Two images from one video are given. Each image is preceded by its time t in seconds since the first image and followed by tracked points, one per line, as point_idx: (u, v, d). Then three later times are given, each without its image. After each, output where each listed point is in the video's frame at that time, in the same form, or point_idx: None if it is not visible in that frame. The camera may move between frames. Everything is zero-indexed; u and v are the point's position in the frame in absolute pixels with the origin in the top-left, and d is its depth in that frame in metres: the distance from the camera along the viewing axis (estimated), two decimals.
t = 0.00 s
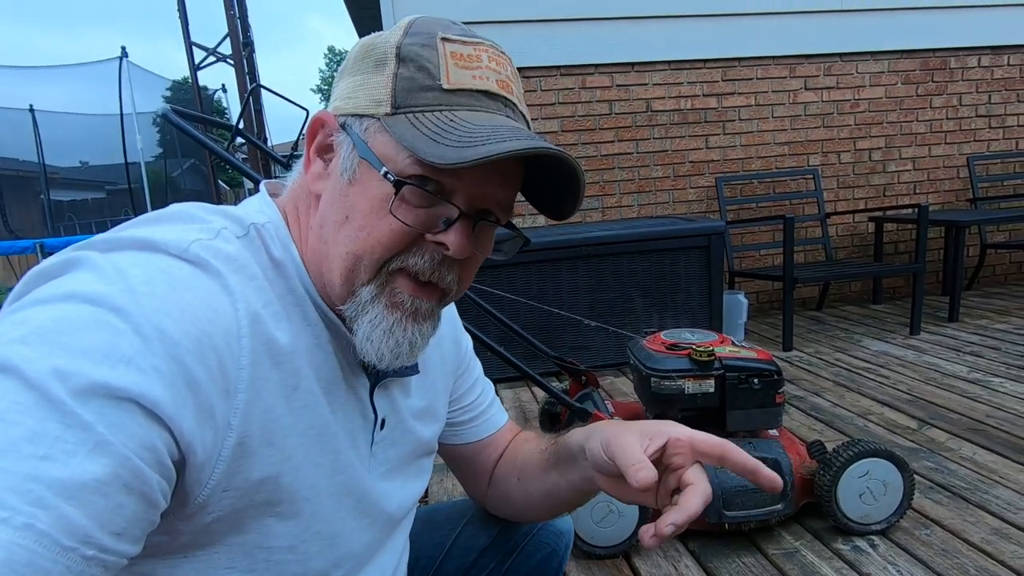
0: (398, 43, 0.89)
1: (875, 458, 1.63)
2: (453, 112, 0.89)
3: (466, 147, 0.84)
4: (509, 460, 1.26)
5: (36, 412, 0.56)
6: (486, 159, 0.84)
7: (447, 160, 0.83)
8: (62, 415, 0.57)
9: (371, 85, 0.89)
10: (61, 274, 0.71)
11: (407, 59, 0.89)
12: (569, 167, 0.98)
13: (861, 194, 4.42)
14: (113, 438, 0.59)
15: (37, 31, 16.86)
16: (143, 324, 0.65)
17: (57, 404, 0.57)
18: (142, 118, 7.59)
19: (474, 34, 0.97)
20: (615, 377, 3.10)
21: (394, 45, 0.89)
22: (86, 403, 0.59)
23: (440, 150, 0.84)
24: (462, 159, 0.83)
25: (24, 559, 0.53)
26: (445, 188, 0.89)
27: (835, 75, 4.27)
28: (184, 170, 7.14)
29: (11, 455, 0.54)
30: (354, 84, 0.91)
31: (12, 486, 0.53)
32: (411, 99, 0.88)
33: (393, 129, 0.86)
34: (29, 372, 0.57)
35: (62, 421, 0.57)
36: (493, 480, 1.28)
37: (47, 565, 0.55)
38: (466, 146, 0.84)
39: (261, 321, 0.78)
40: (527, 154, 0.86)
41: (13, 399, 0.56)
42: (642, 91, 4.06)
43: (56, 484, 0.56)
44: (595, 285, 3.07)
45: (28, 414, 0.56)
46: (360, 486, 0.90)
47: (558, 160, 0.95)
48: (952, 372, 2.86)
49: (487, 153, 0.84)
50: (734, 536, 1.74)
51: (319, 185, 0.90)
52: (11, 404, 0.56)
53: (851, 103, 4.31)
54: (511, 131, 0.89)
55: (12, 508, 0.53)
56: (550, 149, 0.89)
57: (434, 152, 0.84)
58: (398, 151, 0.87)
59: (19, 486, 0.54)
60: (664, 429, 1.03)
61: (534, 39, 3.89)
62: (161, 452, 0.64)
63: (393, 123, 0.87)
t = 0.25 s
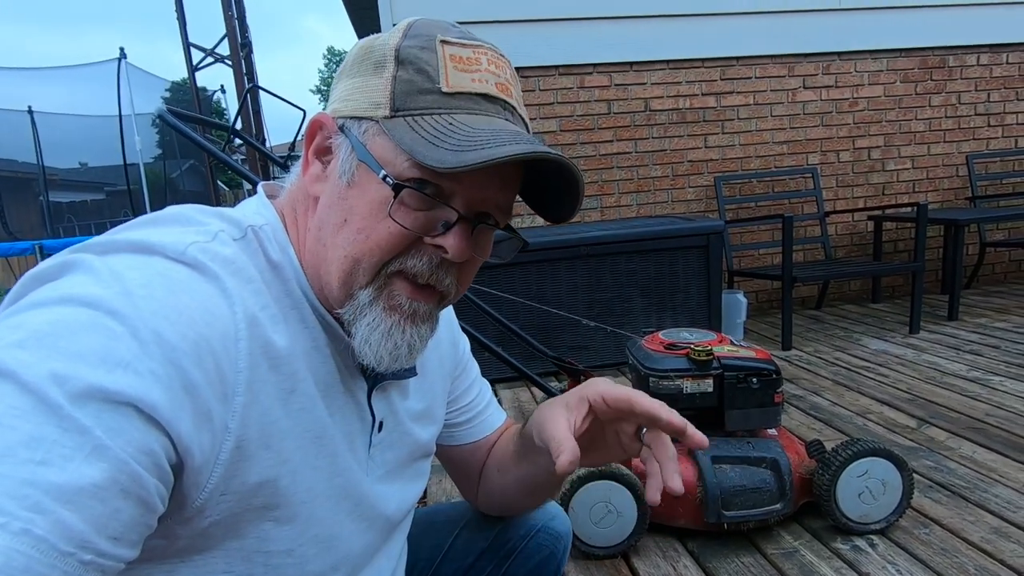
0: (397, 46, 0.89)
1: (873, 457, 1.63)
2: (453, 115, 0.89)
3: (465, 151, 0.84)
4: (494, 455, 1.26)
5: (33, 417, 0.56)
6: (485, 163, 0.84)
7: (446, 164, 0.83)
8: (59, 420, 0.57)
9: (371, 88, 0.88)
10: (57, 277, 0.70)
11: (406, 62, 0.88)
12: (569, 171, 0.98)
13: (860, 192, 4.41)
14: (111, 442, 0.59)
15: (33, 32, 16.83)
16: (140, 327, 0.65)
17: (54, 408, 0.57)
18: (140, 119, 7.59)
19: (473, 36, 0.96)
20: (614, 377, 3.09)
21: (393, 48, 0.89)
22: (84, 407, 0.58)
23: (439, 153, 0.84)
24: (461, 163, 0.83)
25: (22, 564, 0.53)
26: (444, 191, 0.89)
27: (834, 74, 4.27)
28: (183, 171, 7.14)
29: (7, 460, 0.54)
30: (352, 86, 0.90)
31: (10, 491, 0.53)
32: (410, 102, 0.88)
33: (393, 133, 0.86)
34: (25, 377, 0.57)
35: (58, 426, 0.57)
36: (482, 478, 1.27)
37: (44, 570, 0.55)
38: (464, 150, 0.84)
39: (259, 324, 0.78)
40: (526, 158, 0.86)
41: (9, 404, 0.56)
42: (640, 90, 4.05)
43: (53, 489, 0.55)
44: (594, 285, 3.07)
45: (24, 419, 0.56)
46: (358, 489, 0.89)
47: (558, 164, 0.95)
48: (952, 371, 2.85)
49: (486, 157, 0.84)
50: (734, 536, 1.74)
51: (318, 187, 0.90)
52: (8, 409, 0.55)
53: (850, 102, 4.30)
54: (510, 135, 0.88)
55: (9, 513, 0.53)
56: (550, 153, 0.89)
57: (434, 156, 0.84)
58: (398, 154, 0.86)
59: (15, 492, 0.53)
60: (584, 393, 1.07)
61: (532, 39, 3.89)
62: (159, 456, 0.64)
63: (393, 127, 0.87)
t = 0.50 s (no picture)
0: (391, 44, 0.89)
1: (872, 457, 1.62)
2: (447, 112, 0.88)
3: (459, 147, 0.84)
4: (493, 456, 1.25)
5: (28, 413, 0.56)
6: (479, 159, 0.83)
7: (439, 159, 0.83)
8: (55, 417, 0.57)
9: (365, 86, 0.88)
10: (52, 274, 0.70)
11: (400, 60, 0.88)
12: (564, 168, 0.97)
13: (859, 192, 4.41)
14: (106, 438, 0.59)
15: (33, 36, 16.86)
16: (136, 324, 0.64)
17: (50, 404, 0.57)
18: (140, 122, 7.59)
19: (467, 35, 0.96)
20: (613, 377, 3.09)
21: (386, 46, 0.89)
22: (80, 404, 0.58)
23: (432, 149, 0.83)
24: (454, 159, 0.83)
25: (16, 561, 0.53)
26: (439, 187, 0.88)
27: (832, 74, 4.26)
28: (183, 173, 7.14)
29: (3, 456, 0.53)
30: (347, 84, 0.90)
31: (5, 488, 0.53)
32: (404, 99, 0.87)
33: (387, 130, 0.86)
34: (21, 373, 0.57)
35: (54, 422, 0.56)
36: (481, 480, 1.27)
37: (38, 566, 0.54)
38: (458, 146, 0.84)
39: (255, 321, 0.78)
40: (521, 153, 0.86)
41: (4, 400, 0.55)
42: (639, 90, 4.05)
43: (48, 485, 0.55)
44: (593, 285, 3.06)
45: (20, 415, 0.55)
46: (352, 487, 0.89)
47: (554, 161, 0.95)
48: (951, 370, 2.85)
49: (480, 152, 0.83)
50: (732, 536, 1.73)
51: (313, 185, 0.90)
52: (2, 405, 0.55)
53: (849, 101, 4.30)
54: (504, 130, 0.88)
55: (5, 510, 0.53)
56: (543, 149, 0.89)
57: (427, 151, 0.83)
58: (392, 151, 0.86)
59: (11, 488, 0.53)
60: (598, 410, 1.07)
61: (531, 39, 3.89)
62: (155, 453, 0.63)
63: (386, 124, 0.86)
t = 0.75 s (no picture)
0: (393, 47, 0.88)
1: (874, 457, 1.62)
2: (449, 115, 0.88)
3: (461, 152, 0.84)
4: (491, 454, 1.25)
5: (31, 418, 0.56)
6: (481, 164, 0.83)
7: (442, 164, 0.83)
8: (58, 422, 0.56)
9: (367, 89, 0.88)
10: (55, 278, 0.70)
11: (402, 64, 0.87)
12: (566, 171, 0.98)
13: (860, 191, 4.40)
14: (109, 443, 0.59)
15: (33, 38, 16.92)
16: (138, 328, 0.64)
17: (53, 409, 0.57)
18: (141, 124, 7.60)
19: (468, 38, 0.96)
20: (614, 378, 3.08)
21: (388, 49, 0.88)
22: (83, 408, 0.58)
23: (435, 154, 0.84)
24: (457, 164, 0.83)
25: (19, 567, 0.52)
26: (441, 191, 0.88)
27: (833, 73, 4.26)
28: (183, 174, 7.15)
29: (5, 460, 0.53)
30: (347, 88, 0.90)
31: (8, 493, 0.53)
32: (406, 103, 0.87)
33: (389, 134, 0.86)
34: (24, 378, 0.57)
35: (57, 426, 0.56)
36: (479, 480, 1.27)
37: (40, 572, 0.54)
38: (460, 151, 0.84)
39: (257, 325, 0.78)
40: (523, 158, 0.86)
41: (6, 405, 0.55)
42: (639, 90, 4.05)
43: (51, 491, 0.55)
44: (594, 285, 3.06)
45: (23, 420, 0.55)
46: (355, 491, 0.89)
47: (555, 164, 0.95)
48: (953, 369, 2.84)
49: (482, 157, 0.83)
50: (734, 537, 1.73)
51: (315, 190, 0.90)
52: (5, 410, 0.55)
53: (850, 100, 4.29)
54: (506, 134, 0.88)
55: (8, 514, 0.53)
56: (546, 153, 0.88)
57: (430, 157, 0.83)
58: (394, 156, 0.86)
59: (14, 493, 0.53)
60: (568, 378, 1.07)
61: (531, 40, 3.89)
62: (158, 457, 0.63)
63: (389, 128, 0.86)
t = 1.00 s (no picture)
0: (384, 42, 0.88)
1: (876, 456, 1.62)
2: (447, 108, 0.88)
3: (465, 144, 0.84)
4: (495, 455, 1.25)
5: (28, 417, 0.56)
6: (487, 155, 0.83)
7: (448, 157, 0.83)
8: (55, 420, 0.56)
9: (361, 85, 0.87)
10: (52, 277, 0.70)
11: (396, 58, 0.87)
12: (566, 157, 0.98)
13: (861, 191, 4.40)
14: (107, 441, 0.59)
15: (35, 41, 16.98)
16: (136, 326, 0.64)
17: (50, 408, 0.56)
18: (142, 126, 7.61)
19: (458, 29, 0.96)
20: (616, 378, 3.08)
21: (380, 44, 0.87)
22: (80, 406, 0.58)
23: (439, 148, 0.84)
24: (463, 157, 0.83)
25: (17, 564, 0.52)
26: (442, 184, 0.89)
27: (833, 73, 4.26)
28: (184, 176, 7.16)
29: (3, 459, 0.53)
30: (340, 84, 0.89)
31: (5, 491, 0.53)
32: (403, 98, 0.87)
33: (388, 129, 0.85)
34: (21, 376, 0.56)
35: (54, 425, 0.56)
36: (483, 480, 1.27)
37: (39, 569, 0.54)
38: (464, 143, 0.84)
39: (255, 323, 0.78)
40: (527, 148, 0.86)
41: (4, 404, 0.55)
42: (640, 91, 4.05)
43: (49, 488, 0.55)
44: (595, 285, 3.06)
45: (20, 418, 0.55)
46: (354, 490, 0.89)
47: (553, 152, 0.95)
48: (955, 369, 2.84)
49: (487, 148, 0.84)
50: (736, 537, 1.73)
51: (312, 189, 0.89)
52: (2, 408, 0.55)
53: (850, 100, 4.29)
54: (506, 124, 0.89)
55: (5, 513, 0.53)
56: (546, 140, 0.89)
57: (433, 150, 0.83)
58: (395, 151, 0.86)
59: (11, 491, 0.53)
60: (596, 406, 1.07)
61: (531, 40, 3.89)
62: (156, 455, 0.63)
63: (387, 123, 0.86)
